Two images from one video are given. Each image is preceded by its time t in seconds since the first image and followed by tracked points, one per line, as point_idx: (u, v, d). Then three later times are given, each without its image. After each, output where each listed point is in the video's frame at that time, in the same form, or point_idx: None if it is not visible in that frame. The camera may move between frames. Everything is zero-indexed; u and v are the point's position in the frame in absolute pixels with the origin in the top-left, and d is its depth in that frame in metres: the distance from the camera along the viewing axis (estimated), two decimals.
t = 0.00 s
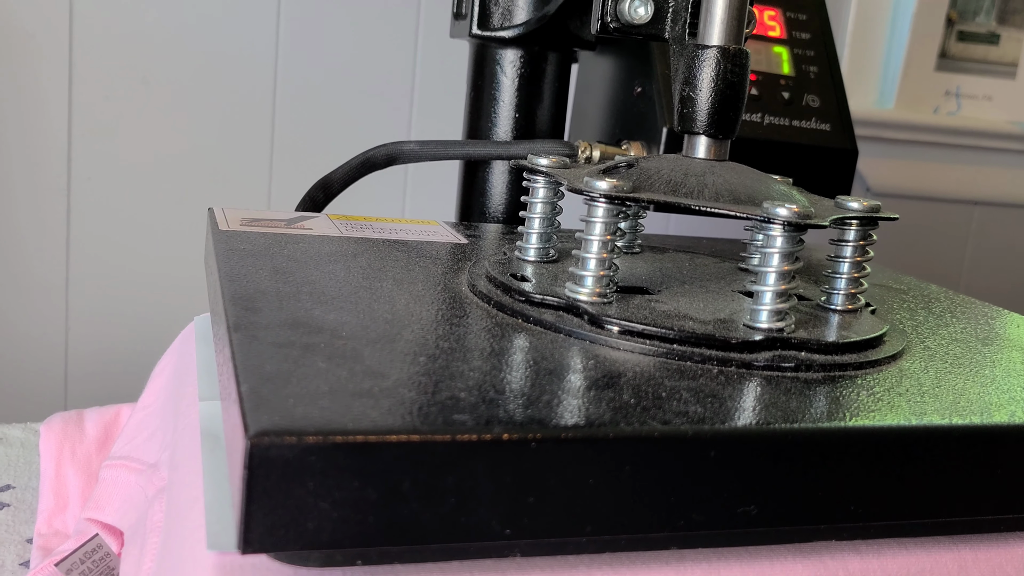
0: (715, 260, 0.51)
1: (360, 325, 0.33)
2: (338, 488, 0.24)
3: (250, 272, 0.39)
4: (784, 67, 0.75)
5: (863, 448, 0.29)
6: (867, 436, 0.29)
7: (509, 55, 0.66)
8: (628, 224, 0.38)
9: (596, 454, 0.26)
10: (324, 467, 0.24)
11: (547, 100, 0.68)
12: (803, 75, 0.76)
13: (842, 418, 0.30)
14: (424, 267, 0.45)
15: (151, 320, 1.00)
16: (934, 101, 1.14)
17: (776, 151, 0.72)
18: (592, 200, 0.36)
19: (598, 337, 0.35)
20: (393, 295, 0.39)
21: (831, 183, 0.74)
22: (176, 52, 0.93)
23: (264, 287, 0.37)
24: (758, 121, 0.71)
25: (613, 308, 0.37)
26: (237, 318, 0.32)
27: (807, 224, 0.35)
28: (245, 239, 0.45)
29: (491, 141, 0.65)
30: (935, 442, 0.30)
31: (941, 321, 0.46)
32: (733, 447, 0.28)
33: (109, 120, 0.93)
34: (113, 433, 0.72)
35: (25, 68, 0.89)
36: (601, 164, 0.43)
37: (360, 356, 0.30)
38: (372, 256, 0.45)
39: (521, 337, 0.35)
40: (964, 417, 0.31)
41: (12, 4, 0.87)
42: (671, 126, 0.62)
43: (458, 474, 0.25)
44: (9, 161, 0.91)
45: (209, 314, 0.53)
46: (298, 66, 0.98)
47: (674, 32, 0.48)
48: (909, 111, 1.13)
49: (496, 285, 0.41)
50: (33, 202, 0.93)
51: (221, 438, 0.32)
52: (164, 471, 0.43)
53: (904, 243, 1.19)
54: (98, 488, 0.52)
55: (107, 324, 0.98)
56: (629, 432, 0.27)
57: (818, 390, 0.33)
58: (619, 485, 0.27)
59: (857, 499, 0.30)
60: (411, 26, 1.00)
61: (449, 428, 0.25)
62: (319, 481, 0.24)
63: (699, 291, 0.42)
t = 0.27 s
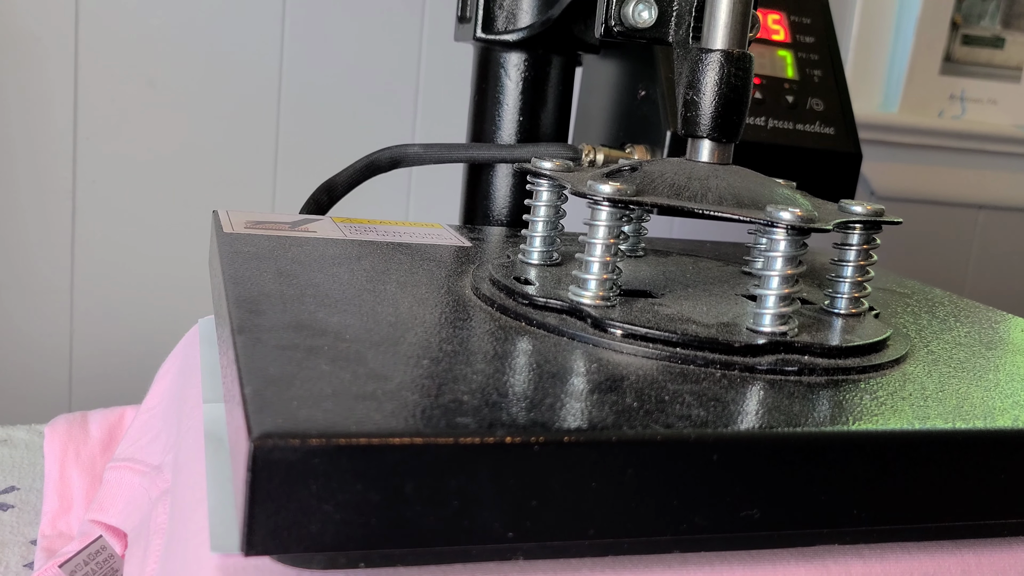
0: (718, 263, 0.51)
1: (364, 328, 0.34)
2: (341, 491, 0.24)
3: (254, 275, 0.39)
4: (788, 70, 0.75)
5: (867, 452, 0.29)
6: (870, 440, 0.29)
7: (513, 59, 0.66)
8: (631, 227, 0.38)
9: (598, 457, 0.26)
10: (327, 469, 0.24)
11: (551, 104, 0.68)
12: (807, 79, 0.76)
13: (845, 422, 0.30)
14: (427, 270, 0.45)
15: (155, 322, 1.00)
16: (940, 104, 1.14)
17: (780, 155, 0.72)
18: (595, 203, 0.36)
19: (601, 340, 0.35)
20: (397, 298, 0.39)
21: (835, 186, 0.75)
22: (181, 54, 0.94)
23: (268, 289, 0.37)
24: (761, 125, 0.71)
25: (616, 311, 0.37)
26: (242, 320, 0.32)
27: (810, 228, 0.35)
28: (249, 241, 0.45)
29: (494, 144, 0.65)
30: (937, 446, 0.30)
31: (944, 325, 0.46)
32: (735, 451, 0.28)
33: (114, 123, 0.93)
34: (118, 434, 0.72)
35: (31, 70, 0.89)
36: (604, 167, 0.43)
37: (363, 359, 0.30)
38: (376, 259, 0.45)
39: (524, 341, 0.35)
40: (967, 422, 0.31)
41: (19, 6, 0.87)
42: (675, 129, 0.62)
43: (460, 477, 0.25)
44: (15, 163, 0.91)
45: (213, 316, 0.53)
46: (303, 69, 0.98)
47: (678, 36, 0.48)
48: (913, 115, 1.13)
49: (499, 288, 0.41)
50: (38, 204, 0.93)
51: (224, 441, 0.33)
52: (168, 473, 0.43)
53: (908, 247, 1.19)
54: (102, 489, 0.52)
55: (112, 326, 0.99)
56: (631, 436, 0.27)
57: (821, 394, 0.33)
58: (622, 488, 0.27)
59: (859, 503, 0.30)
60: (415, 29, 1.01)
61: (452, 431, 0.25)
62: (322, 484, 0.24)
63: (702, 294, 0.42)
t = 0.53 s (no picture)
0: (721, 265, 0.51)
1: (367, 329, 0.34)
2: (343, 492, 0.24)
3: (257, 276, 0.39)
4: (791, 73, 0.75)
5: (870, 455, 0.29)
6: (874, 443, 0.29)
7: (517, 60, 0.67)
8: (634, 230, 0.38)
9: (601, 460, 0.26)
10: (330, 471, 0.24)
11: (554, 106, 0.68)
12: (810, 81, 0.76)
13: (848, 424, 0.30)
14: (430, 272, 0.45)
15: (158, 323, 1.00)
16: (944, 107, 1.13)
17: (783, 157, 0.72)
18: (599, 205, 0.36)
19: (604, 342, 0.35)
20: (400, 300, 0.39)
21: (839, 189, 0.74)
22: (185, 57, 0.94)
23: (271, 291, 0.37)
24: (764, 127, 0.71)
25: (619, 313, 0.37)
26: (245, 321, 0.32)
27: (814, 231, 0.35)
28: (252, 243, 0.46)
29: (498, 146, 0.65)
30: (941, 449, 0.30)
31: (949, 328, 0.46)
32: (738, 454, 0.27)
33: (117, 125, 0.94)
34: (120, 436, 0.72)
35: (34, 73, 0.89)
36: (607, 168, 0.43)
37: (366, 361, 0.30)
38: (379, 261, 0.45)
39: (526, 343, 0.35)
40: (971, 425, 0.31)
41: (23, 9, 0.87)
42: (678, 132, 0.62)
43: (463, 479, 0.25)
44: (18, 166, 0.91)
45: (215, 318, 0.53)
46: (306, 71, 0.98)
47: (681, 37, 0.48)
48: (917, 117, 1.12)
49: (502, 290, 0.41)
50: (42, 206, 0.93)
51: (227, 442, 0.33)
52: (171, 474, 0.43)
53: (911, 249, 1.19)
54: (105, 491, 0.51)
55: (115, 327, 0.99)
56: (634, 438, 0.26)
57: (825, 396, 0.32)
58: (624, 490, 0.27)
59: (863, 507, 0.30)
60: (418, 32, 1.01)
61: (455, 433, 0.25)
62: (324, 485, 0.24)
63: (705, 296, 0.42)
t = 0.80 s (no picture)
0: (723, 267, 0.51)
1: (369, 331, 0.34)
2: (345, 494, 0.24)
3: (259, 277, 0.39)
4: (793, 75, 0.75)
5: (873, 458, 0.29)
6: (876, 445, 0.29)
7: (518, 62, 0.67)
8: (636, 232, 0.38)
9: (602, 462, 0.26)
10: (331, 473, 0.24)
11: (556, 107, 0.68)
12: (813, 83, 0.76)
13: (850, 426, 0.30)
14: (432, 273, 0.45)
15: (160, 324, 1.00)
16: (945, 109, 1.13)
17: (785, 159, 0.72)
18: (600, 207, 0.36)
19: (606, 344, 0.35)
20: (402, 301, 0.39)
21: (841, 191, 0.74)
22: (187, 58, 0.94)
23: (273, 292, 0.37)
24: (766, 129, 0.71)
25: (621, 315, 0.37)
26: (247, 323, 0.32)
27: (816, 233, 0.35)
28: (254, 244, 0.46)
29: (499, 148, 0.66)
30: (943, 451, 0.30)
31: (950, 330, 0.46)
32: (740, 456, 0.27)
33: (120, 126, 0.94)
34: (122, 437, 0.72)
35: (37, 74, 0.90)
36: (609, 170, 0.43)
37: (367, 363, 0.30)
38: (381, 262, 0.45)
39: (528, 345, 0.35)
40: (973, 427, 0.31)
41: (26, 11, 0.88)
42: (680, 133, 0.62)
43: (464, 481, 0.25)
44: (21, 168, 0.91)
45: (217, 319, 0.53)
46: (308, 72, 0.98)
47: (683, 39, 0.48)
48: (920, 120, 1.12)
49: (504, 291, 0.41)
50: (44, 207, 0.93)
51: (229, 443, 0.33)
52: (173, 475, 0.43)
53: (913, 251, 1.19)
54: (107, 491, 0.51)
55: (116, 328, 0.99)
56: (636, 440, 0.26)
57: (827, 399, 0.32)
58: (625, 492, 0.27)
59: (865, 509, 0.30)
60: (421, 34, 1.01)
61: (457, 434, 0.25)
62: (326, 487, 0.24)
63: (707, 298, 0.42)
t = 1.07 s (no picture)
0: (724, 269, 0.51)
1: (369, 332, 0.34)
2: (345, 496, 0.24)
3: (260, 278, 0.39)
4: (795, 76, 0.75)
5: (874, 460, 0.29)
6: (877, 448, 0.29)
7: (520, 63, 0.67)
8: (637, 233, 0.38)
9: (603, 464, 0.26)
10: (331, 474, 0.24)
11: (557, 108, 0.68)
12: (814, 84, 0.76)
13: (851, 429, 0.30)
14: (433, 274, 0.45)
15: (161, 324, 1.00)
16: (947, 111, 1.13)
17: (786, 160, 0.72)
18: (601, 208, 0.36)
19: (607, 346, 0.35)
20: (403, 302, 0.39)
21: (843, 192, 0.74)
22: (189, 58, 0.94)
23: (274, 293, 0.37)
24: (768, 130, 0.71)
25: (622, 317, 0.37)
26: (247, 324, 0.32)
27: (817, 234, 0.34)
28: (256, 245, 0.46)
29: (500, 149, 0.66)
30: (945, 454, 0.30)
31: (952, 332, 0.46)
32: (742, 458, 0.27)
33: (121, 127, 0.94)
34: (123, 438, 0.72)
35: (39, 74, 0.90)
36: (611, 171, 0.43)
37: (368, 364, 0.30)
38: (381, 263, 0.45)
39: (529, 346, 0.35)
40: (975, 430, 0.31)
41: (27, 10, 0.88)
42: (681, 134, 0.62)
43: (465, 484, 0.25)
44: (21, 168, 0.91)
45: (218, 320, 0.53)
46: (309, 73, 0.98)
47: (685, 40, 0.48)
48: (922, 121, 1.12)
49: (505, 293, 0.41)
50: (45, 208, 0.93)
51: (229, 445, 0.33)
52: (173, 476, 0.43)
53: (914, 252, 1.19)
54: (108, 492, 0.51)
55: (117, 329, 0.99)
56: (637, 442, 0.26)
57: (828, 401, 0.32)
58: (627, 494, 0.27)
59: (866, 511, 0.30)
60: (423, 34, 1.01)
61: (458, 436, 0.25)
62: (326, 489, 0.24)
63: (708, 299, 0.42)
